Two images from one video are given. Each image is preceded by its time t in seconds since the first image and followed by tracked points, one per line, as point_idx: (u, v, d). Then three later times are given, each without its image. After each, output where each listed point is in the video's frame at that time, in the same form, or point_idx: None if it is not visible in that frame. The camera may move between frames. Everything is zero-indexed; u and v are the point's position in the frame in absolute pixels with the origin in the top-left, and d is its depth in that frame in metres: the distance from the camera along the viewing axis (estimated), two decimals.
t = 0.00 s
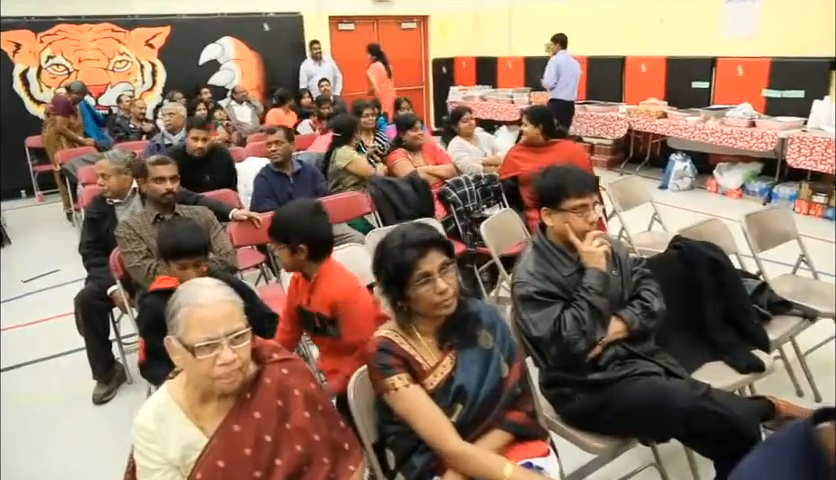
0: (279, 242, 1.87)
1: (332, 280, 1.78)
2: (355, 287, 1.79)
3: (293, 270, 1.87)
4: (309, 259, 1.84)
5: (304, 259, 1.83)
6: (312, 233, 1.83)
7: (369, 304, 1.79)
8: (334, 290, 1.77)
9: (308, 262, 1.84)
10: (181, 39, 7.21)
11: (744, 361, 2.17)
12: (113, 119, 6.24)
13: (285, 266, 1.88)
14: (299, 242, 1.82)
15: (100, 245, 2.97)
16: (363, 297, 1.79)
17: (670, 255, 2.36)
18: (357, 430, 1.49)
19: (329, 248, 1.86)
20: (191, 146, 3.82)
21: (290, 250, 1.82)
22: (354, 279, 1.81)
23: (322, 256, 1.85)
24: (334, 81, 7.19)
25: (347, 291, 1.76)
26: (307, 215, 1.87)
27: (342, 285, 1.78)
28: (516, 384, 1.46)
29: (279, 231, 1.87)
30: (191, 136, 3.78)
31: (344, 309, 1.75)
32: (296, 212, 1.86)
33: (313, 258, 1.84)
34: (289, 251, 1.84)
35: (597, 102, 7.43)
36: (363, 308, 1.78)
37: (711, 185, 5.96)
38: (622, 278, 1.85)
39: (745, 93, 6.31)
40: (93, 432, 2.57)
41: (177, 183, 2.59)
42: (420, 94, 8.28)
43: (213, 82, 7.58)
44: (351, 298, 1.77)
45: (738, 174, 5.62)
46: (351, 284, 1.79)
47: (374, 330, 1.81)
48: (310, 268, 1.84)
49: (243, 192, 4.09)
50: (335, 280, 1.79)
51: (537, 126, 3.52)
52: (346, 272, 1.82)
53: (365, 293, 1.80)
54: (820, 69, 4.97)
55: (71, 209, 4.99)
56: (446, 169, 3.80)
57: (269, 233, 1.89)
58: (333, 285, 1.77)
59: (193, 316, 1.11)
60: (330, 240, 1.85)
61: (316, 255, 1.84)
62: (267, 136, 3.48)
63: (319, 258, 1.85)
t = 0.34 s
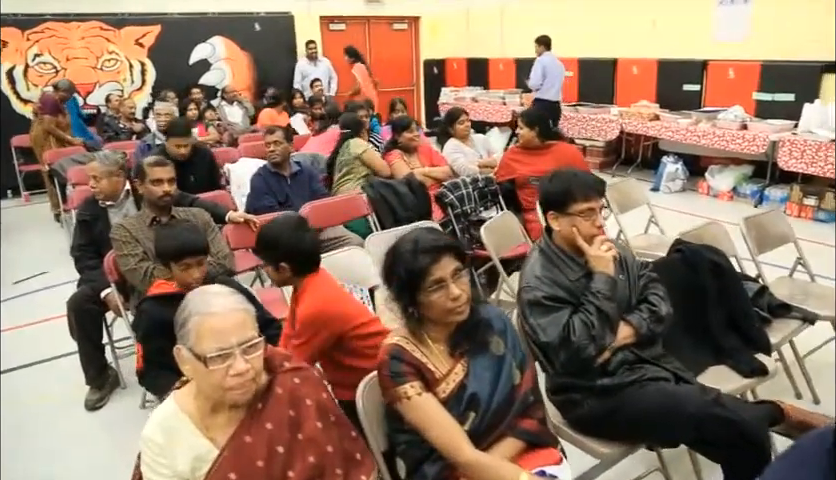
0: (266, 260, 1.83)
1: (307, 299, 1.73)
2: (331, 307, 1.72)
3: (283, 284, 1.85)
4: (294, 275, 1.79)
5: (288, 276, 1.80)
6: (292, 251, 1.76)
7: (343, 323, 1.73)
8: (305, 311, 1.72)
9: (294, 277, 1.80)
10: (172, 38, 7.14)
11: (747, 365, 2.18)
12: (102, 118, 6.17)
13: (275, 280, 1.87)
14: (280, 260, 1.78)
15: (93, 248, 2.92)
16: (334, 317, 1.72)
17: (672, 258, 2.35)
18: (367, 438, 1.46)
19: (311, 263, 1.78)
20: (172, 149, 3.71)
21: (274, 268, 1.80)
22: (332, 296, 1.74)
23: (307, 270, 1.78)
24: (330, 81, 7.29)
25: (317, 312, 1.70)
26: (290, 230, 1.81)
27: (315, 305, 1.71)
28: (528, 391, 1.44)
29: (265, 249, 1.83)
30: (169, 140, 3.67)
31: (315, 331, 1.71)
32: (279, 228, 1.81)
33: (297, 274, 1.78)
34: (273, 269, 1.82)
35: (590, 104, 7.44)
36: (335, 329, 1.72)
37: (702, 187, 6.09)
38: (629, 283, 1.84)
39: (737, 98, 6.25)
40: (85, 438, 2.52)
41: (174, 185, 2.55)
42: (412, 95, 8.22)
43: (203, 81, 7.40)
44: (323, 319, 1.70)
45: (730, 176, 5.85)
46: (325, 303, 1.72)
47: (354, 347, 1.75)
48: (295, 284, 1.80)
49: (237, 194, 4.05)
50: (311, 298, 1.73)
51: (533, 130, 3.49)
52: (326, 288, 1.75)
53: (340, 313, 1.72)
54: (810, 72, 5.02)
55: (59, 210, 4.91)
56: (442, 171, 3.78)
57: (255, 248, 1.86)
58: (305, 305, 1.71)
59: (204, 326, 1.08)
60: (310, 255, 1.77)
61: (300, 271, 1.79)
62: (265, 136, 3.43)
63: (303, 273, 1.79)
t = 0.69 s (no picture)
0: (261, 280, 1.74)
1: (302, 315, 1.67)
2: (326, 321, 1.66)
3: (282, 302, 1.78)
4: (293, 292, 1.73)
5: (287, 293, 1.73)
6: (289, 266, 1.70)
7: (339, 337, 1.67)
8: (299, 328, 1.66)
9: (294, 294, 1.74)
10: (166, 42, 7.11)
11: (757, 372, 2.18)
12: (96, 122, 6.14)
13: (273, 300, 1.81)
14: (277, 277, 1.71)
15: (93, 255, 2.88)
16: (329, 333, 1.66)
17: (679, 265, 2.34)
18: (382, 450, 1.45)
19: (306, 276, 1.72)
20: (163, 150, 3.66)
21: (273, 287, 1.73)
22: (326, 310, 1.68)
23: (304, 284, 1.72)
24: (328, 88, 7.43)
25: (312, 329, 1.65)
26: (285, 246, 1.75)
27: (309, 321, 1.66)
28: (545, 402, 1.43)
29: (260, 269, 1.74)
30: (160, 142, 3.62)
31: (312, 347, 1.65)
32: (274, 243, 1.75)
33: (296, 289, 1.72)
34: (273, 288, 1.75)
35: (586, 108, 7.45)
36: (331, 344, 1.67)
37: (699, 194, 6.18)
38: (640, 291, 1.82)
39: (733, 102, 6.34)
40: (87, 449, 2.48)
41: (176, 191, 2.52)
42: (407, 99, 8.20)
43: (198, 84, 7.35)
44: (318, 335, 1.65)
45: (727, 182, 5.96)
46: (320, 318, 1.66)
47: (353, 361, 1.69)
48: (293, 300, 1.73)
49: (236, 199, 4.03)
50: (305, 314, 1.68)
51: (535, 137, 3.45)
52: (321, 302, 1.70)
53: (335, 328, 1.67)
54: (803, 78, 5.05)
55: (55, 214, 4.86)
56: (443, 176, 3.77)
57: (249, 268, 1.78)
58: (299, 322, 1.66)
59: (225, 340, 1.05)
60: (304, 268, 1.71)
61: (298, 285, 1.74)
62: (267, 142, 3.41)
63: (302, 288, 1.73)
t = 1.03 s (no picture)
0: (276, 286, 1.68)
1: (316, 320, 1.64)
2: (341, 326, 1.63)
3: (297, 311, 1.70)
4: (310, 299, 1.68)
5: (304, 299, 1.66)
6: (307, 273, 1.65)
7: (355, 342, 1.64)
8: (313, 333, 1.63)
9: (310, 301, 1.68)
10: (168, 45, 7.07)
11: (772, 381, 2.16)
12: (99, 125, 6.12)
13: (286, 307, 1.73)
14: (294, 284, 1.65)
15: (100, 259, 2.85)
16: (343, 337, 1.63)
17: (693, 273, 2.32)
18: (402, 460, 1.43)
19: (322, 282, 1.66)
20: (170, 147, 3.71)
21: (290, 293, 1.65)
22: (342, 314, 1.65)
23: (321, 290, 1.68)
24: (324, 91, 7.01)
25: (326, 334, 1.62)
26: (298, 254, 1.68)
27: (324, 326, 1.63)
28: (568, 413, 1.41)
29: (274, 275, 1.68)
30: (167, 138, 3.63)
31: (326, 352, 1.63)
32: (290, 253, 1.66)
33: (312, 295, 1.67)
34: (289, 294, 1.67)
35: (589, 114, 7.44)
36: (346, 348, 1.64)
37: (702, 199, 6.07)
38: (658, 300, 1.81)
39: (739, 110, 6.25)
40: (93, 455, 2.46)
41: (185, 196, 2.50)
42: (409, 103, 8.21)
43: (201, 88, 7.36)
44: (332, 340, 1.62)
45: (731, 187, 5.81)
46: (335, 323, 1.64)
47: (367, 367, 1.66)
48: (309, 307, 1.68)
49: (242, 203, 4.02)
50: (320, 318, 1.64)
51: (547, 145, 3.44)
52: (337, 307, 1.66)
53: (350, 333, 1.63)
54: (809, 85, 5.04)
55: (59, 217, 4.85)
56: (450, 180, 3.75)
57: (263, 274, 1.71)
58: (313, 327, 1.62)
59: (250, 351, 1.03)
60: (322, 273, 1.66)
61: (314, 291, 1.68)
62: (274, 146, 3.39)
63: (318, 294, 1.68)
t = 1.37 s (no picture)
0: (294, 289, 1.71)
1: (341, 320, 1.62)
2: (367, 326, 1.61)
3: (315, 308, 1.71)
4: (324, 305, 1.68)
5: (316, 304, 1.68)
6: (319, 277, 1.63)
7: (380, 343, 1.61)
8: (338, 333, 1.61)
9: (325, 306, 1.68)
10: (174, 48, 7.06)
11: (797, 388, 2.12)
12: (105, 128, 6.12)
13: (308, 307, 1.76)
14: (306, 289, 1.66)
15: (110, 265, 2.82)
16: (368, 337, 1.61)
17: (713, 276, 2.28)
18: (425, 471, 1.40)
19: (343, 285, 1.64)
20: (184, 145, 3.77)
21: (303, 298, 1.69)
22: (368, 314, 1.63)
23: (344, 293, 1.66)
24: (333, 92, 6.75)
25: (352, 334, 1.59)
26: (316, 258, 1.67)
27: (350, 326, 1.60)
28: (594, 422, 1.38)
29: (295, 279, 1.69)
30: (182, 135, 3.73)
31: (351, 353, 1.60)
32: (303, 258, 1.67)
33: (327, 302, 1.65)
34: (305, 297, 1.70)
35: (597, 114, 7.40)
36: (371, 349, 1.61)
37: (712, 199, 6.00)
38: (681, 304, 1.76)
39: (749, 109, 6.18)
40: (107, 462, 2.44)
41: (198, 201, 2.47)
42: (414, 104, 8.20)
43: (206, 90, 7.35)
44: (357, 342, 1.59)
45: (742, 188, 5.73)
46: (361, 323, 1.61)
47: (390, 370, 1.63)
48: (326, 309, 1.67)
49: (252, 206, 4.00)
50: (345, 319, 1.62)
51: (564, 147, 3.39)
52: (362, 307, 1.65)
53: (375, 335, 1.61)
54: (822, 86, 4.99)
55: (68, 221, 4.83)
56: (460, 182, 3.72)
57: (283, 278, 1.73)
58: (339, 326, 1.60)
59: (276, 362, 1.01)
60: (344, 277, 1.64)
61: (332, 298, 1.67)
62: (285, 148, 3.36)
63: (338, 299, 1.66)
